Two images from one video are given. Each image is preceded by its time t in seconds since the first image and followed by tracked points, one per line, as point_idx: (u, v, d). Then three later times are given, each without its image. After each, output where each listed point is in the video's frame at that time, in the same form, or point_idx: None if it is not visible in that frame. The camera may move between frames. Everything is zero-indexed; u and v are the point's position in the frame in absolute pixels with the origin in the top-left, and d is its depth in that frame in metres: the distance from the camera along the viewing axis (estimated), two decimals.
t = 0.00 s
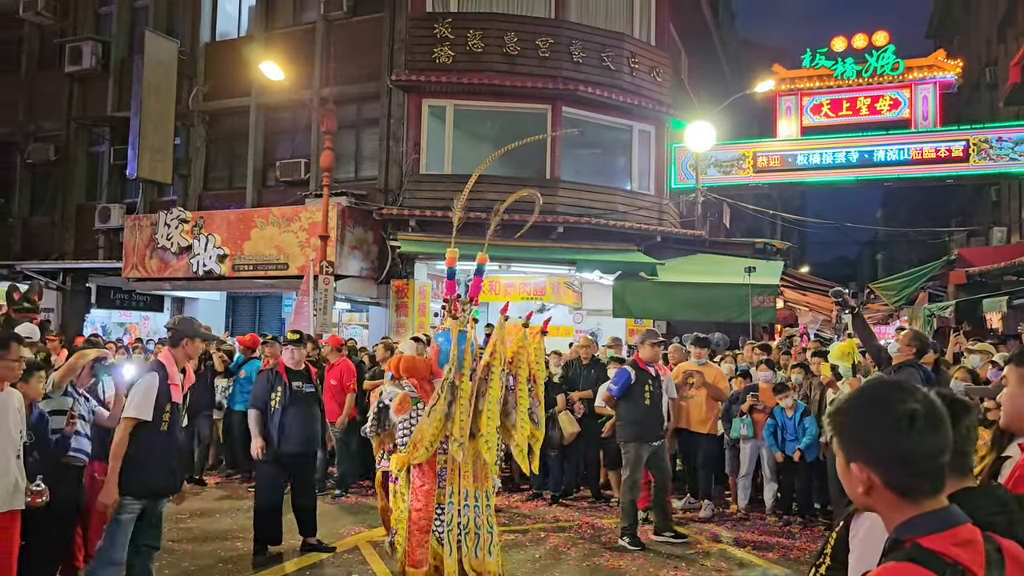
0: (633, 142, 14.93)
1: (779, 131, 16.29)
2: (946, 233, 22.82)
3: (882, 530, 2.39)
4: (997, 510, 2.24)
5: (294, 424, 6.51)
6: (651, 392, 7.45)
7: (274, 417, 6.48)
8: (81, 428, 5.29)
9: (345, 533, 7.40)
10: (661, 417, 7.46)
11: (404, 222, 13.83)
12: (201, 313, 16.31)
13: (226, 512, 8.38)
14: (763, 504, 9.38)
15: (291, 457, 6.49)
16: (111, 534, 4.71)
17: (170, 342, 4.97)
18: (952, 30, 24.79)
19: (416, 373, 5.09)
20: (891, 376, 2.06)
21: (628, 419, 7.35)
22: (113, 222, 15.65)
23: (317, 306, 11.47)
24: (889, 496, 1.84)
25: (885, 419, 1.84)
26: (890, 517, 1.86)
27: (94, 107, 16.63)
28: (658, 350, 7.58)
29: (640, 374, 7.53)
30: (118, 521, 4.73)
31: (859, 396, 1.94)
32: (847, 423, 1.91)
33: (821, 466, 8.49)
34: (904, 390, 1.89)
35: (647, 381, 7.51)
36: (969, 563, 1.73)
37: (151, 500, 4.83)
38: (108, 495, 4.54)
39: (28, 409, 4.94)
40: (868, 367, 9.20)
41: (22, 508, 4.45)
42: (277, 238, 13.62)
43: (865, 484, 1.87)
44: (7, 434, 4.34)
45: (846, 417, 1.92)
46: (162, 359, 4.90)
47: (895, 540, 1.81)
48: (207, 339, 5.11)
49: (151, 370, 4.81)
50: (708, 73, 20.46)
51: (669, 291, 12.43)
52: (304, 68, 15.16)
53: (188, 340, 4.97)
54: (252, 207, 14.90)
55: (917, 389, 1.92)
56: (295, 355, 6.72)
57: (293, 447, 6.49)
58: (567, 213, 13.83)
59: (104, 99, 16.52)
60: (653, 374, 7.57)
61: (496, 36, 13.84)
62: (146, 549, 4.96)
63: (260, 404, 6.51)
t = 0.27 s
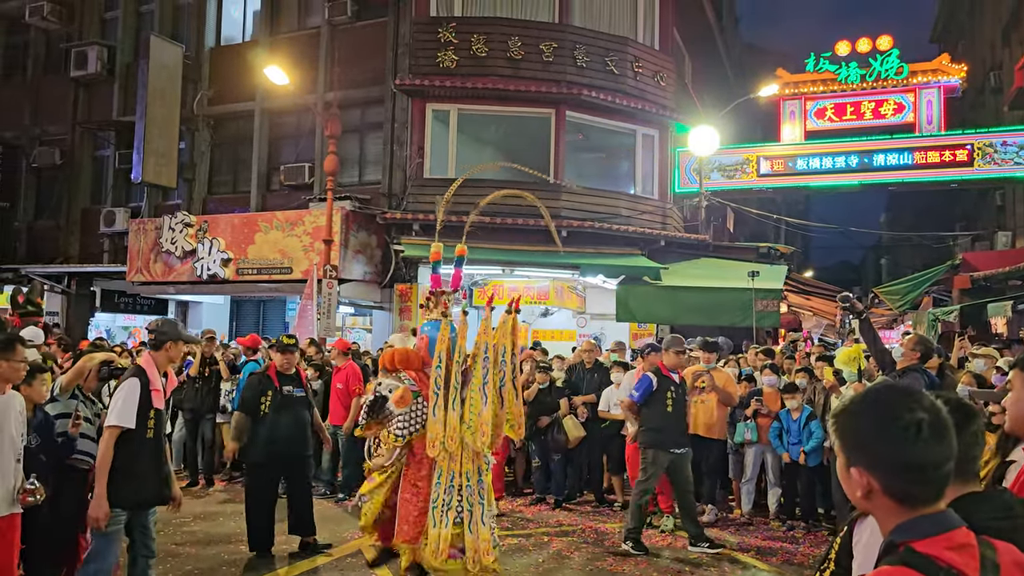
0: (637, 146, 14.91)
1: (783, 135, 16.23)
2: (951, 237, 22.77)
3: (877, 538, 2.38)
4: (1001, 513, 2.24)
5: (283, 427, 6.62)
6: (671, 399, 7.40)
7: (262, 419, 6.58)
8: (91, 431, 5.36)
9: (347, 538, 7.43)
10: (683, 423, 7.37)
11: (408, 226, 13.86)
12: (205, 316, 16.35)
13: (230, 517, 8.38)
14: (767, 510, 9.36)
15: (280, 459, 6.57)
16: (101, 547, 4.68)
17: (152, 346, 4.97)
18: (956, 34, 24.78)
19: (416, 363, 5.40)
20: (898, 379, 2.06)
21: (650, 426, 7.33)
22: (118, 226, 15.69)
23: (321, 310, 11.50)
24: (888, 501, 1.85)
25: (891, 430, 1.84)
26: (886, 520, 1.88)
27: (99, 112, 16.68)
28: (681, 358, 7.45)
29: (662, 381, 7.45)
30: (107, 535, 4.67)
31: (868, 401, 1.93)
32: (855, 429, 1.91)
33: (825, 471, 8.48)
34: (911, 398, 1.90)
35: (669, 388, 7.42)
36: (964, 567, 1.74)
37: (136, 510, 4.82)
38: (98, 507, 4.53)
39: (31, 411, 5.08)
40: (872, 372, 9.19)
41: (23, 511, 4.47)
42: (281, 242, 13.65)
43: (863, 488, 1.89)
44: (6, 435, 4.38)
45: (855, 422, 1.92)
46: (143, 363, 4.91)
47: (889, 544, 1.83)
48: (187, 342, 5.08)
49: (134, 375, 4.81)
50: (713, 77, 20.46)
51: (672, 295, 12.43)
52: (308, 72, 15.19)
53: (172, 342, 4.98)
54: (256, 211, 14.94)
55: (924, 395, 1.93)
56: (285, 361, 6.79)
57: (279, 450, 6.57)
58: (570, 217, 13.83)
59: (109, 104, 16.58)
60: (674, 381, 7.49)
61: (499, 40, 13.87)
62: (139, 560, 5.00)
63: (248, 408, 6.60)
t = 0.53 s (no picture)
0: (643, 149, 14.91)
1: (789, 138, 16.21)
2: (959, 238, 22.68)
3: (875, 542, 2.43)
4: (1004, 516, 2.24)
5: (283, 427, 6.65)
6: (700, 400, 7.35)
7: (262, 420, 6.61)
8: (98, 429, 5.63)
9: (352, 541, 7.46)
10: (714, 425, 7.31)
11: (414, 229, 13.88)
12: (212, 319, 16.40)
13: (236, 519, 8.41)
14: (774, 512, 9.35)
15: (280, 460, 6.63)
16: (101, 552, 4.71)
17: (142, 348, 4.99)
18: (964, 36, 24.71)
19: (418, 372, 5.91)
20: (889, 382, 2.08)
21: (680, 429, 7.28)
22: (125, 229, 15.75)
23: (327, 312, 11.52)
24: (883, 505, 1.85)
25: (886, 432, 1.85)
26: (882, 523, 1.88)
27: (107, 115, 16.75)
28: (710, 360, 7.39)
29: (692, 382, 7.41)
30: (106, 539, 4.72)
31: (861, 405, 1.95)
32: (847, 434, 1.92)
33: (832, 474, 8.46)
34: (903, 401, 1.91)
35: (698, 390, 7.36)
36: (959, 570, 1.74)
37: (136, 516, 4.85)
38: (85, 513, 4.51)
39: (44, 412, 5.03)
40: (880, 375, 9.17)
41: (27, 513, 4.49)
42: (288, 245, 13.68)
43: (859, 491, 1.89)
44: (15, 438, 4.40)
45: (847, 427, 1.93)
46: (134, 368, 4.91)
47: (885, 547, 1.83)
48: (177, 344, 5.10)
49: (122, 383, 4.78)
50: (719, 79, 20.45)
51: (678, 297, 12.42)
52: (315, 76, 15.23)
53: (162, 344, 4.98)
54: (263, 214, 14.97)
55: (914, 398, 1.95)
56: (287, 363, 6.81)
57: (279, 450, 6.61)
58: (576, 220, 13.83)
59: (117, 107, 16.65)
60: (704, 383, 7.42)
61: (505, 43, 13.87)
62: (146, 565, 4.99)
63: (248, 408, 6.62)
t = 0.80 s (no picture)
0: (655, 150, 14.89)
1: (802, 138, 16.16)
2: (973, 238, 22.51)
3: (885, 543, 2.44)
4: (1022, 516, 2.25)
5: (297, 428, 6.65)
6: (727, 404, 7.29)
7: (275, 420, 6.60)
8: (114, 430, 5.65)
9: (367, 541, 7.48)
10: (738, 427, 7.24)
11: (427, 230, 13.90)
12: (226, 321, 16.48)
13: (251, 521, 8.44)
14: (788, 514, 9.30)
15: (295, 460, 6.59)
16: (114, 553, 4.75)
17: (154, 351, 4.99)
18: (978, 34, 24.53)
19: (425, 374, 5.72)
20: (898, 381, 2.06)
21: (705, 430, 7.20)
22: (140, 231, 15.85)
23: (340, 314, 11.54)
24: (895, 508, 1.85)
25: (894, 432, 1.84)
26: (894, 526, 1.88)
27: (121, 119, 16.86)
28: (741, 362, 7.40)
29: (720, 385, 7.37)
30: (118, 541, 4.76)
31: (868, 406, 1.93)
32: (853, 436, 1.91)
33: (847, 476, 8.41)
34: (910, 400, 1.90)
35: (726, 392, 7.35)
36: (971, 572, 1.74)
37: (148, 518, 4.88)
38: (102, 515, 4.52)
39: (55, 415, 5.09)
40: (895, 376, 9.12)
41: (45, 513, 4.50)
42: (301, 247, 13.73)
43: (871, 494, 1.88)
44: (33, 438, 4.42)
45: (853, 429, 1.92)
46: (147, 370, 4.91)
47: (897, 550, 1.83)
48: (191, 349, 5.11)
49: (134, 385, 4.78)
50: (731, 79, 20.39)
51: (692, 298, 12.38)
52: (327, 78, 15.29)
53: (176, 347, 5.00)
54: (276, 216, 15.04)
55: (921, 396, 1.93)
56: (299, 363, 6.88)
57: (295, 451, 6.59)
58: (588, 221, 13.82)
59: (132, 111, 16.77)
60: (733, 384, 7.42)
61: (517, 45, 13.87)
62: (157, 566, 5.04)
63: (263, 410, 6.62)
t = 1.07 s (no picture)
0: (666, 150, 14.85)
1: (814, 137, 16.09)
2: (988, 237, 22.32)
3: (899, 545, 2.45)
4: None
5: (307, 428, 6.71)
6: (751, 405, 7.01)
7: (288, 420, 6.63)
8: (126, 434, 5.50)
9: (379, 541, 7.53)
10: (767, 430, 6.92)
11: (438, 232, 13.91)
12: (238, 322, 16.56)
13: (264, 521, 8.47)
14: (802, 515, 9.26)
15: (306, 461, 6.67)
16: (129, 553, 4.77)
17: (171, 351, 5.01)
18: (992, 32, 24.35)
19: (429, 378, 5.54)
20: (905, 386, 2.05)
21: (731, 434, 6.90)
22: (153, 234, 15.93)
23: (351, 315, 11.55)
24: (907, 509, 1.83)
25: (904, 434, 1.83)
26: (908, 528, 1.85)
27: (134, 122, 16.98)
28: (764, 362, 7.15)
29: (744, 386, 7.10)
30: (134, 540, 4.78)
31: (877, 408, 1.92)
32: (863, 439, 1.89)
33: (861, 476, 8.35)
34: (917, 400, 1.89)
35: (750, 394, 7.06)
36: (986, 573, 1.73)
37: (164, 518, 4.90)
38: (118, 516, 4.58)
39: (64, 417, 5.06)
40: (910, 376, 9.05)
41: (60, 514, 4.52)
42: (312, 249, 13.77)
43: (883, 497, 1.86)
44: (50, 439, 4.45)
45: (863, 432, 1.90)
46: (164, 371, 4.92)
47: (909, 551, 1.82)
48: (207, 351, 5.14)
49: (151, 387, 4.80)
50: (742, 79, 20.33)
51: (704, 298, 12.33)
52: (338, 80, 15.34)
53: (192, 348, 5.02)
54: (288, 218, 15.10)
55: (929, 395, 1.92)
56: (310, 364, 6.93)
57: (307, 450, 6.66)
58: (599, 222, 13.80)
59: (145, 114, 16.88)
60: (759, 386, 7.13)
61: (527, 46, 13.87)
62: (174, 565, 5.07)
63: (276, 409, 6.64)
